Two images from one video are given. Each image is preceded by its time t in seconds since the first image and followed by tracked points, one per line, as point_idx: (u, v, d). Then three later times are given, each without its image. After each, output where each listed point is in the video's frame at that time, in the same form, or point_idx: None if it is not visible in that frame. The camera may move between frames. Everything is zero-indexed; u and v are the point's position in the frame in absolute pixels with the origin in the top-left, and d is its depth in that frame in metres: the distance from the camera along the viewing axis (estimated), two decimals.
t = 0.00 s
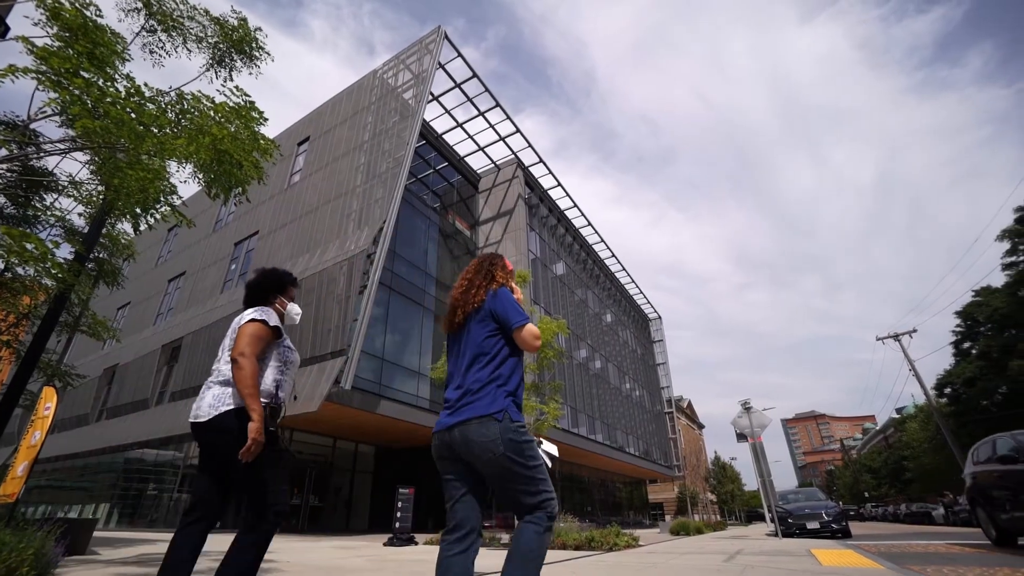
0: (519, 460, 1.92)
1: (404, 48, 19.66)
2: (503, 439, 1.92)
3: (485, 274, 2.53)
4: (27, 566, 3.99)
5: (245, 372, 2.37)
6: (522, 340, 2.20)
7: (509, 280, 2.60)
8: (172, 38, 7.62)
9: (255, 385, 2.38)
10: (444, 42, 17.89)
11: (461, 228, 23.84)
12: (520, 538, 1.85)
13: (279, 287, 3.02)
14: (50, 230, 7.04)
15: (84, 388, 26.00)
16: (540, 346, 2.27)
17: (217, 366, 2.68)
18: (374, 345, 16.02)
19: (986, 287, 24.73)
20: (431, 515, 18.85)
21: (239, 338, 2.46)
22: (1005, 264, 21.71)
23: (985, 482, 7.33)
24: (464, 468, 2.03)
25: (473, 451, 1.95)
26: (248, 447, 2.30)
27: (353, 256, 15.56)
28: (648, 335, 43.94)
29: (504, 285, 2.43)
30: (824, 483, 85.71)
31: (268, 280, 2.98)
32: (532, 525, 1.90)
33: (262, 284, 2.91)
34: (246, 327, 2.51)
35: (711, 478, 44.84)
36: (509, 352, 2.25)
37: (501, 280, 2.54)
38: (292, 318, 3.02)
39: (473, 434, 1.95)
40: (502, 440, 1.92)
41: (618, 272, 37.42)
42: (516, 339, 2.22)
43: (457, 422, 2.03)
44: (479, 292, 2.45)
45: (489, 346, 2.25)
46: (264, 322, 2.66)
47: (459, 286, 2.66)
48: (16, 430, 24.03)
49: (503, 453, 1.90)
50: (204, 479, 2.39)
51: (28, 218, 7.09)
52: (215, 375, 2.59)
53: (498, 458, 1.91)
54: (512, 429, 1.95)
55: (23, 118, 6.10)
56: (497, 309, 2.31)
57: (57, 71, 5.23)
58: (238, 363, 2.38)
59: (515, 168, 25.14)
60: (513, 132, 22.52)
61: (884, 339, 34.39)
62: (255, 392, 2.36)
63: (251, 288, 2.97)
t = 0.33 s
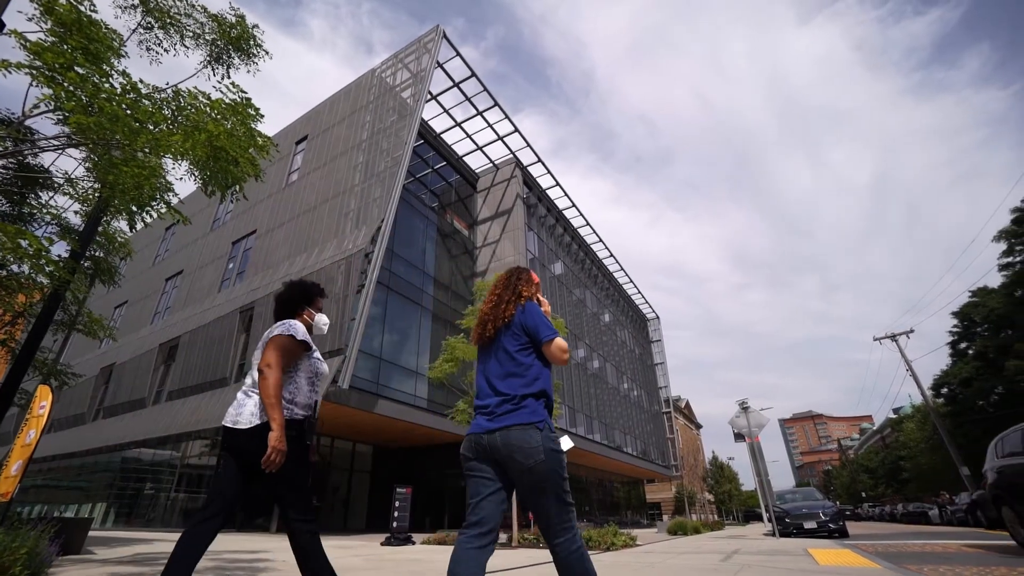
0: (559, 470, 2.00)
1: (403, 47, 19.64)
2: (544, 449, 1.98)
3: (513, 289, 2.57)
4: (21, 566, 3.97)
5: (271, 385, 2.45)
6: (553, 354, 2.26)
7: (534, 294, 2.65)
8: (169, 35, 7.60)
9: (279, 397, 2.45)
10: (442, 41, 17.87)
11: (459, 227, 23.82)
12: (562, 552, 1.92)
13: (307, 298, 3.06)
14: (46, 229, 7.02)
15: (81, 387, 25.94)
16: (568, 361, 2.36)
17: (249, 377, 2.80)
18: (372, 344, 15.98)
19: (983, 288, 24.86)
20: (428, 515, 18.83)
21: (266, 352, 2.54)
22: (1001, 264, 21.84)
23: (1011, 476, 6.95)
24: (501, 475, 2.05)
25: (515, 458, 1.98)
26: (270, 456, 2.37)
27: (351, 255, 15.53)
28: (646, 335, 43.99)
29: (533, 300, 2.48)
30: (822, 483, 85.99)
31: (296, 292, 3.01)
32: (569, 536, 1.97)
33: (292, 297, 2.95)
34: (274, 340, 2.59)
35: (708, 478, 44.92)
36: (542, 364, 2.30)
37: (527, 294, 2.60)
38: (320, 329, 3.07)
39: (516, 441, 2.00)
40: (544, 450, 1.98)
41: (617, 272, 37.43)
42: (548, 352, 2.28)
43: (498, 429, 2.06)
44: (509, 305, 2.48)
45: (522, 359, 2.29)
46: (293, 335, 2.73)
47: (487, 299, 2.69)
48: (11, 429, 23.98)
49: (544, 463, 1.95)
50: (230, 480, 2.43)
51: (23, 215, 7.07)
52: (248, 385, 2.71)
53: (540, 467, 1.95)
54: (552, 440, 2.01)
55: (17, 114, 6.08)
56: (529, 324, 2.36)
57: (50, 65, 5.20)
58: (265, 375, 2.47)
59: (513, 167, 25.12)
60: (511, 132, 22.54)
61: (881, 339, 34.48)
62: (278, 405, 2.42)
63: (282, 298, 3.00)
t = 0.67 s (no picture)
0: (597, 477, 2.10)
1: (402, 46, 19.62)
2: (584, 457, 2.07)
3: (545, 300, 2.61)
4: (14, 566, 3.96)
5: (309, 397, 2.49)
6: (590, 365, 2.33)
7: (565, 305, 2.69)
8: (166, 32, 7.60)
9: (314, 409, 2.48)
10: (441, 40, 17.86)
11: (457, 227, 23.81)
12: (592, 552, 2.01)
13: (338, 306, 3.08)
14: (42, 226, 6.99)
15: (78, 387, 25.85)
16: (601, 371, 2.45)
17: (287, 385, 2.86)
18: (370, 344, 15.97)
19: (981, 288, 24.92)
20: (425, 515, 18.80)
21: (304, 364, 2.55)
22: (999, 264, 21.88)
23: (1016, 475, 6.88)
24: (539, 483, 2.12)
25: (555, 464, 2.06)
26: (306, 466, 2.45)
27: (350, 254, 15.50)
28: (645, 335, 44.02)
29: (567, 311, 2.54)
30: (819, 482, 86.13)
31: (327, 301, 3.05)
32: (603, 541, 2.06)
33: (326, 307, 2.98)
34: (312, 351, 2.60)
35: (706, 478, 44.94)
36: (577, 375, 2.37)
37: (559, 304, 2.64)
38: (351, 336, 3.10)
39: (557, 449, 2.07)
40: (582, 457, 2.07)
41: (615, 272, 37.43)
42: (585, 363, 2.34)
43: (539, 438, 2.13)
44: (544, 317, 2.53)
45: (559, 371, 2.34)
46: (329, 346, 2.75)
47: (518, 310, 2.73)
48: (8, 429, 23.94)
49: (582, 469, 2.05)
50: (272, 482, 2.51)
51: (19, 213, 7.06)
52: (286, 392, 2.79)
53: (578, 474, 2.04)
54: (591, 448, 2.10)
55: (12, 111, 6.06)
56: (563, 334, 2.43)
57: (43, 61, 5.17)
58: (302, 387, 2.49)
59: (512, 167, 25.11)
60: (510, 131, 22.54)
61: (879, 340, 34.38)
62: (314, 415, 2.47)
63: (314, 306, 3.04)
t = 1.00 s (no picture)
0: (621, 471, 2.20)
1: (401, 45, 19.60)
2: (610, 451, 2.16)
3: (576, 302, 2.67)
4: (9, 565, 3.96)
5: (355, 402, 2.59)
6: (618, 365, 2.41)
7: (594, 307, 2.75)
8: (164, 29, 7.59)
9: (363, 415, 2.60)
10: (440, 39, 17.84)
11: (456, 226, 23.80)
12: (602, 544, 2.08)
13: (372, 308, 3.17)
14: (39, 224, 6.98)
15: (76, 385, 25.82)
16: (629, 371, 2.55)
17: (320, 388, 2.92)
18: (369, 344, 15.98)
19: (980, 288, 24.95)
20: (423, 514, 18.80)
21: (348, 371, 2.63)
22: (998, 265, 21.90)
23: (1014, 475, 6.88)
24: (570, 476, 2.25)
25: (583, 455, 2.16)
26: (361, 467, 2.59)
27: (348, 254, 15.48)
28: (644, 335, 43.99)
29: (598, 313, 2.62)
30: (818, 482, 86.21)
31: (361, 304, 3.14)
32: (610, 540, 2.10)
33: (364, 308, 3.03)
34: (349, 356, 2.70)
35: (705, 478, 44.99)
36: (605, 374, 2.45)
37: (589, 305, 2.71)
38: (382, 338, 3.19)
39: (586, 442, 2.18)
40: (610, 450, 2.16)
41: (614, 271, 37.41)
42: (614, 363, 2.42)
43: (571, 433, 2.24)
44: (576, 318, 2.60)
45: (589, 369, 2.42)
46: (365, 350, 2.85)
47: (547, 309, 2.80)
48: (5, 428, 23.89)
49: (609, 462, 2.14)
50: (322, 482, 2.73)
51: (15, 211, 7.05)
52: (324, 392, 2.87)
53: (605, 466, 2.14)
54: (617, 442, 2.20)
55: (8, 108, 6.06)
56: (595, 335, 2.50)
57: (38, 56, 5.15)
58: (351, 395, 2.58)
59: (512, 167, 25.09)
60: (509, 130, 22.52)
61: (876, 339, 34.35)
62: (362, 419, 2.58)
63: (347, 310, 3.12)
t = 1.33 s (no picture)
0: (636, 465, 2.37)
1: (400, 45, 19.60)
2: (628, 447, 2.35)
3: (599, 306, 2.89)
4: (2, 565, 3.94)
5: (399, 400, 2.73)
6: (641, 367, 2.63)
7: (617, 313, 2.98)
8: (161, 26, 7.58)
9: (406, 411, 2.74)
10: (440, 39, 17.84)
11: (455, 226, 23.82)
12: (607, 535, 2.21)
13: (399, 312, 3.32)
14: (35, 221, 6.96)
15: (74, 385, 25.81)
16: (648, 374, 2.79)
17: (350, 388, 2.99)
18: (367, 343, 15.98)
19: (978, 288, 24.99)
20: (422, 514, 18.80)
21: (384, 370, 2.76)
22: (996, 265, 21.95)
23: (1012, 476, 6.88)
24: (586, 468, 2.45)
25: (601, 449, 2.34)
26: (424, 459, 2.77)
27: (347, 253, 15.46)
28: (643, 335, 44.00)
29: (621, 319, 2.85)
30: (817, 483, 86.40)
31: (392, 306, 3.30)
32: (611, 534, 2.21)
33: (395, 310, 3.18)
34: (386, 358, 2.82)
35: (704, 478, 45.04)
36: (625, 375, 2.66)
37: (613, 310, 2.93)
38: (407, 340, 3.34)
39: (602, 439, 2.36)
40: (625, 447, 2.35)
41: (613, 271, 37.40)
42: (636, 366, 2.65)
43: (589, 429, 2.43)
44: (601, 321, 2.82)
45: (611, 370, 2.64)
46: (396, 351, 2.98)
47: (570, 311, 3.01)
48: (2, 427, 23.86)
49: (624, 457, 2.33)
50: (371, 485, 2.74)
51: (12, 209, 7.05)
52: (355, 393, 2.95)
53: (619, 460, 2.32)
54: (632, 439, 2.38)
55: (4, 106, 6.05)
56: (618, 338, 2.73)
57: (31, 51, 5.13)
58: (391, 394, 2.73)
59: (511, 166, 25.10)
60: (508, 130, 22.52)
61: (875, 339, 34.32)
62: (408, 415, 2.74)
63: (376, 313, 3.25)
